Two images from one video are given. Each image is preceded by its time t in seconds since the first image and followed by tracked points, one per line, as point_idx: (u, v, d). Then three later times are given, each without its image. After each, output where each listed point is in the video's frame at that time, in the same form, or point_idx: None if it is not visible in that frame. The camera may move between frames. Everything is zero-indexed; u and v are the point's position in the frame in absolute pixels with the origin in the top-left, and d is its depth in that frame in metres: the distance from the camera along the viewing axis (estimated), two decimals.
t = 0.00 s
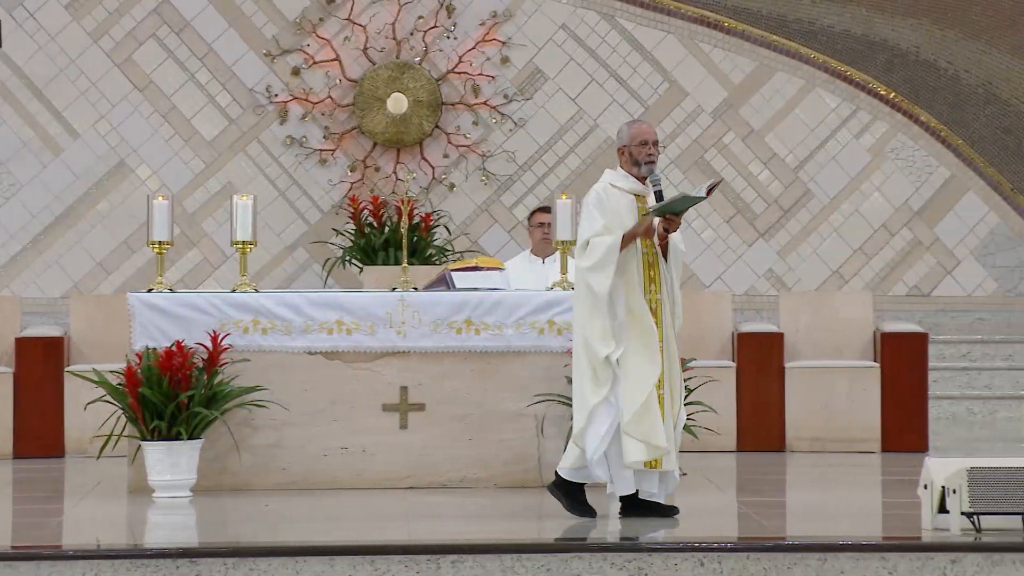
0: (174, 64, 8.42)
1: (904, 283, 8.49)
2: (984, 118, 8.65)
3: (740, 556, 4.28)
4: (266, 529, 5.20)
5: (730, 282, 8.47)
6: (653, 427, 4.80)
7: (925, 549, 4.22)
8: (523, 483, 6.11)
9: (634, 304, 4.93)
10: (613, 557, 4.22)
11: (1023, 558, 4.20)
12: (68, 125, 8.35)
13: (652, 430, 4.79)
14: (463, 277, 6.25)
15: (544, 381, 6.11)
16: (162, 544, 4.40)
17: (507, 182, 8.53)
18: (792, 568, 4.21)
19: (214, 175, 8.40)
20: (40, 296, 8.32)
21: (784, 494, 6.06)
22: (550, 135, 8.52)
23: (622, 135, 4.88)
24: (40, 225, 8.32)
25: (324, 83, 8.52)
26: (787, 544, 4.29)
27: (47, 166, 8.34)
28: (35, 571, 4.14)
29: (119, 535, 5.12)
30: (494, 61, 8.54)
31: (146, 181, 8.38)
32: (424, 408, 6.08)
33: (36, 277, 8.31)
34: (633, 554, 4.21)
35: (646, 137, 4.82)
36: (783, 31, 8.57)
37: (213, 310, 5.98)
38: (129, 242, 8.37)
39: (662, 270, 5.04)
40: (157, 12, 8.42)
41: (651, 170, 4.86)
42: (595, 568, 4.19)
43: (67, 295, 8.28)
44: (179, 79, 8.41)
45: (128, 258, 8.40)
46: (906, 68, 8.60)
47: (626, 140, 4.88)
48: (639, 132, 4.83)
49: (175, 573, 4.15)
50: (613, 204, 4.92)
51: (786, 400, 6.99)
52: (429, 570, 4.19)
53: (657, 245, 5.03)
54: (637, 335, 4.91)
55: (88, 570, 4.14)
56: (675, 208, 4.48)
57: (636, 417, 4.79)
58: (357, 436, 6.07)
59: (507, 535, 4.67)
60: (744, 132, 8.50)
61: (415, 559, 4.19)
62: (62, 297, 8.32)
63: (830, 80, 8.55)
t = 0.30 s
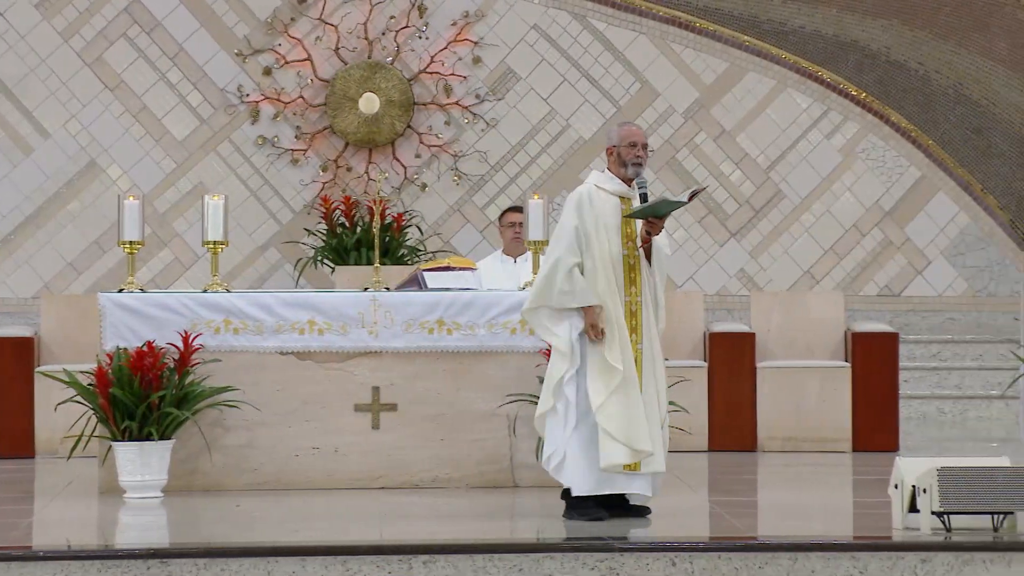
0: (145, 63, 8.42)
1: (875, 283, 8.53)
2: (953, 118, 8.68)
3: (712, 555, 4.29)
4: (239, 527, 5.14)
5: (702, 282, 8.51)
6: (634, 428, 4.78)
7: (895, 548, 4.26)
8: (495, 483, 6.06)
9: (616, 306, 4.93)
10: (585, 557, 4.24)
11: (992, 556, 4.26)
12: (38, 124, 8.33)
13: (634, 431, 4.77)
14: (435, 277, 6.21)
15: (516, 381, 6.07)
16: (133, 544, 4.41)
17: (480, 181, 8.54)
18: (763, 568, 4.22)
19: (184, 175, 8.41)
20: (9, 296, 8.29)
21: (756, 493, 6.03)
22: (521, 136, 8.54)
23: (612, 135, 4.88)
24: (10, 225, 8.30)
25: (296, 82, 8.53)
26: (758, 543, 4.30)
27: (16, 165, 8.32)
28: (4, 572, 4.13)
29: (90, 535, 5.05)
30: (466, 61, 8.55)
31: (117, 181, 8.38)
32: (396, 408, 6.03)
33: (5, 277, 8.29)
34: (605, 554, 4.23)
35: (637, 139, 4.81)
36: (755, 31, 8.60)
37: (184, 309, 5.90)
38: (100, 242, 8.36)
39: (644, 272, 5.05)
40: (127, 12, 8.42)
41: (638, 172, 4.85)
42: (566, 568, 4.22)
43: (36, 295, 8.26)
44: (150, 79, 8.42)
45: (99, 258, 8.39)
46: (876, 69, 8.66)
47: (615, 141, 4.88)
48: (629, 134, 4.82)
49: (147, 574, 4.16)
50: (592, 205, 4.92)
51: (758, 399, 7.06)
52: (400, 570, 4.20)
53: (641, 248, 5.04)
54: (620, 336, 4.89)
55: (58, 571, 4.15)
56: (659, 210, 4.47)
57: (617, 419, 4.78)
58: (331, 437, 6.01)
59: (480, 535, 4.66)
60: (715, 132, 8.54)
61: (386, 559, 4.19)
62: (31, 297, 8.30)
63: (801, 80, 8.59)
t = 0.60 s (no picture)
0: (121, 62, 8.56)
1: (852, 283, 8.83)
2: (930, 118, 9.05)
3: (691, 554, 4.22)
4: (213, 527, 5.01)
5: (680, 281, 8.79)
6: (606, 431, 4.79)
7: (873, 548, 4.17)
8: (474, 484, 5.91)
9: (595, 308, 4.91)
10: (562, 557, 4.16)
11: (969, 556, 4.16)
12: (15, 123, 8.47)
13: (606, 435, 4.78)
14: (413, 277, 6.05)
15: (494, 380, 5.92)
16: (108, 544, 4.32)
17: (458, 181, 8.76)
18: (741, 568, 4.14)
19: (163, 175, 8.57)
20: None
21: (735, 492, 6.03)
22: (500, 137, 8.75)
23: (594, 136, 4.83)
24: None
25: (273, 82, 8.69)
26: (738, 542, 4.22)
27: None
28: None
29: (64, 535, 4.93)
30: (444, 61, 8.75)
31: (93, 181, 8.53)
32: (374, 408, 5.89)
33: None
34: (583, 554, 4.15)
35: (619, 140, 4.78)
36: (732, 31, 8.89)
37: (160, 309, 5.79)
38: (76, 243, 8.51)
39: (625, 272, 5.02)
40: (103, 11, 8.56)
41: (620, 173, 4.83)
42: (544, 568, 4.14)
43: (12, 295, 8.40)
44: (126, 79, 8.56)
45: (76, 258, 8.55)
46: (853, 70, 9.00)
47: (597, 142, 4.83)
48: (611, 134, 4.78)
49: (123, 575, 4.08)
50: (573, 205, 4.92)
51: (736, 400, 7.13)
52: (379, 571, 4.12)
53: (623, 249, 5.01)
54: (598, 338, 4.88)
55: (34, 572, 4.05)
56: (638, 211, 4.47)
57: (589, 422, 4.78)
58: (308, 437, 5.87)
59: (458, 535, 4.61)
60: (693, 132, 8.80)
61: (364, 559, 4.11)
62: (8, 297, 8.43)
63: (779, 80, 8.89)
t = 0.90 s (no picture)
0: (104, 62, 8.63)
1: (836, 283, 8.88)
2: (913, 118, 9.09)
3: (675, 553, 4.21)
4: (197, 528, 4.95)
5: (664, 281, 8.85)
6: (593, 431, 4.78)
7: (857, 547, 4.17)
8: (459, 483, 5.89)
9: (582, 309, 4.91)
10: (546, 557, 4.15)
11: (953, 556, 4.15)
12: None
13: (594, 435, 4.77)
14: (398, 278, 6.04)
15: (478, 380, 5.90)
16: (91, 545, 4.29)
17: (442, 181, 8.82)
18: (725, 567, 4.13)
19: (146, 174, 8.63)
20: None
21: (720, 492, 6.02)
22: (483, 136, 8.82)
23: (581, 136, 4.82)
24: None
25: (258, 82, 8.75)
26: (721, 542, 4.22)
27: None
28: None
29: (47, 536, 4.89)
30: (428, 61, 8.81)
31: (77, 181, 8.59)
32: (359, 408, 5.86)
33: None
34: (566, 554, 4.14)
35: (606, 141, 4.77)
36: (716, 31, 8.95)
37: (144, 309, 5.73)
38: (59, 243, 8.58)
39: (612, 273, 5.02)
40: (87, 11, 8.62)
41: (607, 174, 4.82)
42: (529, 567, 4.13)
43: None
44: (110, 79, 8.63)
45: (59, 258, 8.60)
46: (837, 70, 9.03)
47: (584, 143, 4.82)
48: (599, 135, 4.77)
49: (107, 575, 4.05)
50: (560, 205, 4.91)
51: (720, 399, 7.14)
52: (363, 570, 4.10)
53: (610, 250, 5.01)
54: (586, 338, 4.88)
55: (18, 572, 4.02)
56: (626, 214, 4.43)
57: (576, 422, 4.77)
58: (293, 437, 5.83)
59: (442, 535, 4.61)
60: (677, 133, 8.86)
61: (349, 559, 4.10)
62: None
63: (763, 80, 8.94)
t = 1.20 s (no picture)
0: (92, 62, 8.63)
1: (823, 283, 8.89)
2: (900, 118, 9.12)
3: (663, 553, 4.20)
4: (186, 529, 4.93)
5: (652, 281, 8.86)
6: (584, 433, 4.77)
7: (845, 547, 4.16)
8: (447, 484, 5.88)
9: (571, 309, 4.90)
10: (534, 557, 4.14)
11: (940, 555, 4.15)
12: None
13: (584, 437, 4.77)
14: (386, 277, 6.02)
15: (467, 380, 5.89)
16: (79, 546, 4.28)
17: (430, 181, 8.82)
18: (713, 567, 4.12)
19: (134, 174, 8.63)
20: None
21: (708, 492, 6.02)
22: (471, 136, 8.82)
23: (569, 137, 4.82)
24: None
25: (245, 82, 8.75)
26: (709, 542, 4.21)
27: None
28: None
29: (35, 536, 4.87)
30: (416, 61, 8.81)
31: (64, 181, 8.59)
32: (347, 408, 5.84)
33: None
34: (554, 554, 4.13)
35: (595, 142, 4.76)
36: (703, 32, 8.97)
37: (131, 309, 5.71)
38: (47, 243, 8.57)
39: (601, 273, 5.01)
40: (74, 11, 8.62)
41: (596, 175, 4.83)
42: (517, 567, 4.12)
43: None
44: (97, 79, 8.63)
45: (46, 258, 8.59)
46: (824, 70, 9.06)
47: (573, 143, 4.82)
48: (587, 136, 4.77)
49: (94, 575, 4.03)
50: (548, 205, 4.91)
51: (708, 399, 7.15)
52: (351, 571, 4.09)
53: (599, 251, 5.01)
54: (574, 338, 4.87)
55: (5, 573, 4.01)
56: (616, 215, 4.43)
57: (566, 424, 4.76)
58: (281, 437, 5.81)
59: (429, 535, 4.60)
60: (665, 133, 8.86)
61: (337, 560, 4.08)
62: None
63: (750, 81, 8.95)
